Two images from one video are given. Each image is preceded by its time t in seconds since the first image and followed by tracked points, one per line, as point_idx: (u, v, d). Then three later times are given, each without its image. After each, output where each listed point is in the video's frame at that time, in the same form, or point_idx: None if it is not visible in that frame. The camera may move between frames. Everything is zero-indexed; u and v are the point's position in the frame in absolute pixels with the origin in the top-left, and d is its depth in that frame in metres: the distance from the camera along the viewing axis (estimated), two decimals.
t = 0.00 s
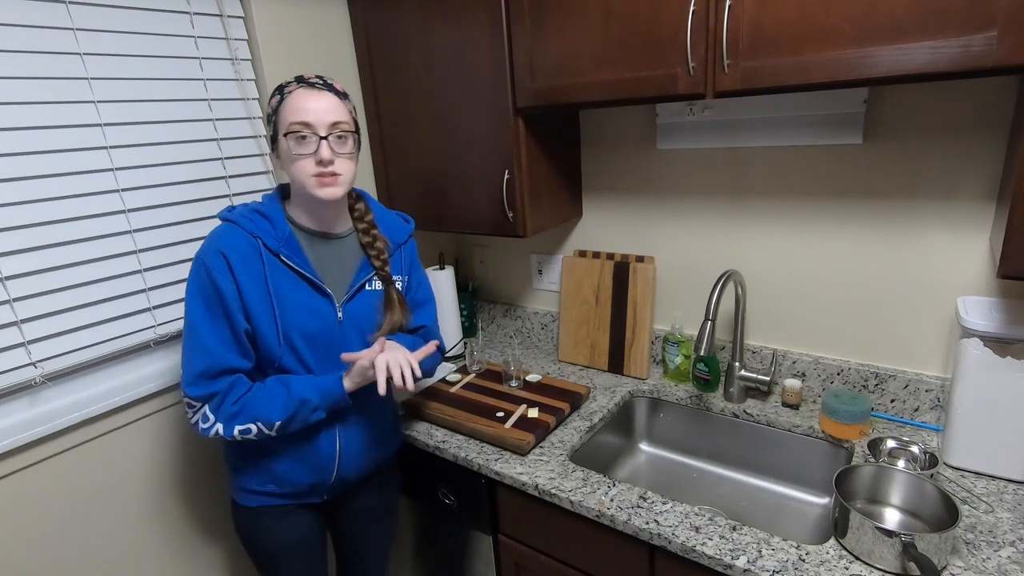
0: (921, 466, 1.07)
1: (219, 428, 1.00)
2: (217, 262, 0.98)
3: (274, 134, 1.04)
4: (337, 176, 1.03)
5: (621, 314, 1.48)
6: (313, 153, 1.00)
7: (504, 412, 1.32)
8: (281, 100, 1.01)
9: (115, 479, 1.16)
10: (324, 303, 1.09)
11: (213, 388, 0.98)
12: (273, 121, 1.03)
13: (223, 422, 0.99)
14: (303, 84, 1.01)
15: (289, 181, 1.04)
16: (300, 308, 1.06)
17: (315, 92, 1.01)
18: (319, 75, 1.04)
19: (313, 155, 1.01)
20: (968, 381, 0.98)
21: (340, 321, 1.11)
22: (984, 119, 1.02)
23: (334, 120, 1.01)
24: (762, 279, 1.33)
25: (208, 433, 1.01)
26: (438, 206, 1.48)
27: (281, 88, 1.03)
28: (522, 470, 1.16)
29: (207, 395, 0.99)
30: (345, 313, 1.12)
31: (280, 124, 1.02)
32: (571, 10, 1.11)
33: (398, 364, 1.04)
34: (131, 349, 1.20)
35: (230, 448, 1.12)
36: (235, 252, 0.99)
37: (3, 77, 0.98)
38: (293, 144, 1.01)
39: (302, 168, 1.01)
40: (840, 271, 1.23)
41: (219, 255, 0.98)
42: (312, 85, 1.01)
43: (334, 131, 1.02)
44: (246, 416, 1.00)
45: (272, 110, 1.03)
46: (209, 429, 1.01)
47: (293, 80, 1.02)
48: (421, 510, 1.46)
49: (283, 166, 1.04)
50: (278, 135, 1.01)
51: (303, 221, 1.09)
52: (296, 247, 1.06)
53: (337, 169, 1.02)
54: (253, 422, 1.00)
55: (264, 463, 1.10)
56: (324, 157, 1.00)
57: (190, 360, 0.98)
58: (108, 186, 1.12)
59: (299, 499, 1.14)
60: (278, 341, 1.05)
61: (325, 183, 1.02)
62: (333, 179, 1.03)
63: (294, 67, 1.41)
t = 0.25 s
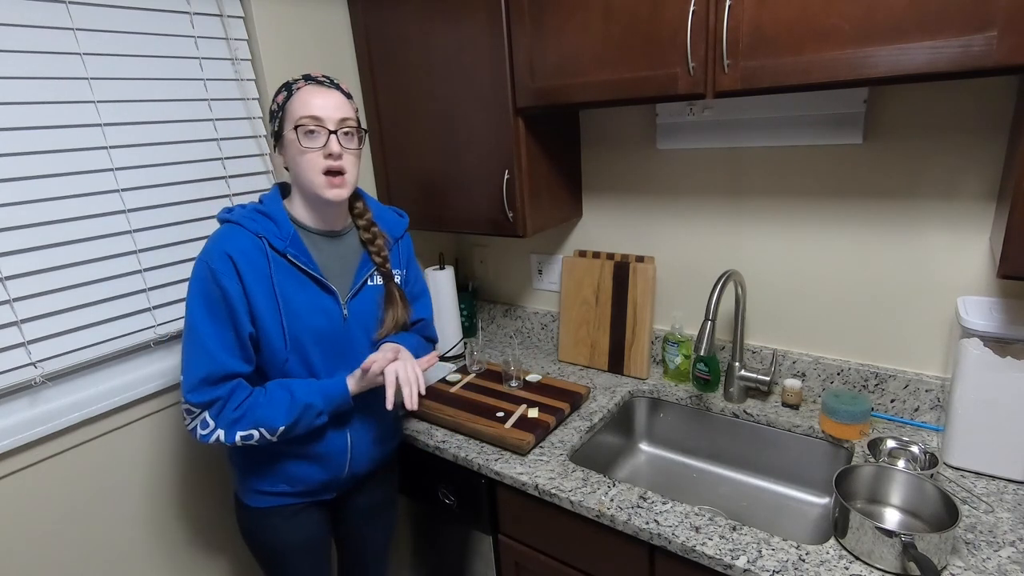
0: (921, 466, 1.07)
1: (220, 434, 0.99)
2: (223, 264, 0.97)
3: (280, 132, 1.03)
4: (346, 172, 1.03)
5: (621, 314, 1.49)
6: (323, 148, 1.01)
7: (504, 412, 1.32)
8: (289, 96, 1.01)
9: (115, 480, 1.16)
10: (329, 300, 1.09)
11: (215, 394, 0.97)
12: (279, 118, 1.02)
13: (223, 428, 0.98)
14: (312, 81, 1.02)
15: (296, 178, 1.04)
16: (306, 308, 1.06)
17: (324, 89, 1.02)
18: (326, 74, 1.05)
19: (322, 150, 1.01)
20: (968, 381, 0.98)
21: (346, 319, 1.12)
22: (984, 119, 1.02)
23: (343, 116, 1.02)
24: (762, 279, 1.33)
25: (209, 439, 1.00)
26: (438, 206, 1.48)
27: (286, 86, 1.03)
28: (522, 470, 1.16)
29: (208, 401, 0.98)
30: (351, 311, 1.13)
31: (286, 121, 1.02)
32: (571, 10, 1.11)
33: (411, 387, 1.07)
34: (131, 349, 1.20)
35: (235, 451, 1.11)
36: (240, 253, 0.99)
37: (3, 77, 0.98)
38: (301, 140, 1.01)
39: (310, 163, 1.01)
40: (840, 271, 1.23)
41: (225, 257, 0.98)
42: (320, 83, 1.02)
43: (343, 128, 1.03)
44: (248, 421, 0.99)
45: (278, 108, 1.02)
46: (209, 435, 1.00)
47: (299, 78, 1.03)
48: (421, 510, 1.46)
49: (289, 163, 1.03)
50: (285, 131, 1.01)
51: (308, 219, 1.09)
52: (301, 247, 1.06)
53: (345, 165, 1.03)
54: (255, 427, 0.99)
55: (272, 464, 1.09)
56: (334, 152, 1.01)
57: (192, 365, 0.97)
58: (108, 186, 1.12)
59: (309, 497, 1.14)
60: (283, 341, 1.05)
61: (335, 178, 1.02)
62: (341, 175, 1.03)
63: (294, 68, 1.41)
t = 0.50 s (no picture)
0: (921, 466, 1.07)
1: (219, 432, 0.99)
2: (223, 266, 0.97)
3: (274, 134, 1.03)
4: (340, 172, 1.04)
5: (621, 314, 1.48)
6: (316, 150, 1.01)
7: (504, 412, 1.32)
8: (281, 98, 1.01)
9: (115, 480, 1.16)
10: (331, 297, 1.09)
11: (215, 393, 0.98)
12: (273, 121, 1.03)
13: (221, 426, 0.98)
14: (302, 82, 1.02)
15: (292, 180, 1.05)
16: (307, 307, 1.06)
17: (313, 90, 1.01)
18: (315, 73, 1.05)
19: (317, 151, 1.01)
20: (968, 381, 0.98)
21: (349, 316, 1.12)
22: (984, 119, 1.02)
23: (334, 116, 1.02)
24: (762, 279, 1.33)
25: (210, 438, 1.00)
26: (438, 206, 1.48)
27: (277, 87, 1.03)
28: (522, 470, 1.16)
29: (209, 401, 0.98)
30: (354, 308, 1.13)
31: (280, 123, 1.02)
32: (571, 11, 1.11)
33: (399, 356, 1.06)
34: (131, 349, 1.20)
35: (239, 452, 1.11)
36: (240, 255, 0.99)
37: (3, 77, 0.98)
38: (295, 142, 1.01)
39: (304, 165, 1.01)
40: (840, 271, 1.23)
41: (226, 259, 0.98)
42: (310, 84, 1.02)
43: (337, 128, 1.03)
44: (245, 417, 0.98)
45: (270, 110, 1.02)
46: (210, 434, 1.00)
47: (289, 79, 1.03)
48: (421, 510, 1.46)
49: (286, 165, 1.04)
50: (279, 133, 1.01)
51: (307, 219, 1.09)
52: (302, 246, 1.06)
53: (339, 165, 1.03)
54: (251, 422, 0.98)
55: (278, 463, 1.09)
56: (327, 153, 1.01)
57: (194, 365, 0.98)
58: (108, 186, 1.12)
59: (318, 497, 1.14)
60: (286, 342, 1.04)
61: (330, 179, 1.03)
62: (335, 175, 1.03)
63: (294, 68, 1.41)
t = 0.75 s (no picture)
0: (921, 466, 1.07)
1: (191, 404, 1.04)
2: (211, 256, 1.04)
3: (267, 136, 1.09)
4: (307, 174, 1.03)
5: (621, 314, 1.49)
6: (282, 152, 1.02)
7: (504, 412, 1.32)
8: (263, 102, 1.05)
9: (115, 480, 1.16)
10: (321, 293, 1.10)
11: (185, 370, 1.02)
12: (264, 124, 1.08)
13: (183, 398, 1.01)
14: (279, 83, 1.02)
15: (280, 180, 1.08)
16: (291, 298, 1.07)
17: (284, 92, 1.01)
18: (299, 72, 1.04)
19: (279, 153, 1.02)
20: (968, 380, 0.98)
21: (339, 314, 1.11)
22: (984, 119, 1.02)
23: (298, 118, 1.01)
24: (762, 279, 1.33)
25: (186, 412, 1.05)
26: (438, 205, 1.48)
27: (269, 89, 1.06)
28: (522, 470, 1.16)
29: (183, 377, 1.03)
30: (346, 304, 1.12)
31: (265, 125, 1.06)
32: (571, 11, 1.11)
33: (360, 343, 1.02)
34: (131, 349, 1.20)
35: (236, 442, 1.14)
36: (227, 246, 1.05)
37: (3, 77, 0.98)
38: (269, 145, 1.03)
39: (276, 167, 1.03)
40: (840, 271, 1.23)
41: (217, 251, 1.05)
42: (286, 84, 1.02)
43: (300, 130, 1.01)
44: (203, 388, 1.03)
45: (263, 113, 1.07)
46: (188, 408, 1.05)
47: (276, 80, 1.04)
48: (421, 510, 1.46)
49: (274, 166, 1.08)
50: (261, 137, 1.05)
51: (303, 217, 1.12)
52: (292, 241, 1.09)
53: (303, 166, 1.02)
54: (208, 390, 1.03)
55: (264, 454, 1.11)
56: (290, 155, 1.01)
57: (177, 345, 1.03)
58: (108, 186, 1.12)
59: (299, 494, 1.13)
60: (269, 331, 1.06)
61: (298, 181, 1.03)
62: (302, 177, 1.03)
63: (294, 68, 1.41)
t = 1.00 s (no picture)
0: (921, 466, 1.07)
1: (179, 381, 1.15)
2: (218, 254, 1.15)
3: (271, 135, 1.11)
4: (287, 177, 1.03)
5: (621, 314, 1.49)
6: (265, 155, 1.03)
7: (504, 412, 1.32)
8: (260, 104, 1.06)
9: (116, 480, 1.16)
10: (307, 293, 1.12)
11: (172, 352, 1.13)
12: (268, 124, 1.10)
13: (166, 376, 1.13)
14: (269, 86, 1.03)
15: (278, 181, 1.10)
16: (274, 294, 1.12)
17: (268, 94, 1.01)
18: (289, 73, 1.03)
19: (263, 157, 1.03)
20: (968, 380, 0.98)
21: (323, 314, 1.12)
22: (985, 119, 1.02)
23: (278, 121, 1.01)
24: (763, 279, 1.33)
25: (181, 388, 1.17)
26: (438, 205, 1.48)
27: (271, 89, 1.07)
28: (522, 470, 1.16)
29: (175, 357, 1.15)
30: (330, 306, 1.12)
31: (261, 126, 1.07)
32: (571, 11, 1.11)
33: (316, 347, 1.02)
34: (131, 349, 1.20)
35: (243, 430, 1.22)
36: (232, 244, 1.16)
37: (3, 77, 0.98)
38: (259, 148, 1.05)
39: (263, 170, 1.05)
40: (841, 271, 1.23)
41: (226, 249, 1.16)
42: (273, 87, 1.02)
43: (280, 133, 1.01)
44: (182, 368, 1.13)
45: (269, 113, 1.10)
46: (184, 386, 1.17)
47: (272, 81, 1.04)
48: (421, 510, 1.46)
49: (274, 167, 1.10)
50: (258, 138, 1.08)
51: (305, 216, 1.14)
52: (285, 240, 1.14)
53: (282, 170, 1.02)
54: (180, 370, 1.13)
55: (256, 442, 1.17)
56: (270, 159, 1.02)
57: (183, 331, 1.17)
58: (108, 186, 1.12)
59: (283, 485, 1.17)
60: (256, 322, 1.12)
61: (281, 184, 1.04)
62: (285, 180, 1.03)
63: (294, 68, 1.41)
